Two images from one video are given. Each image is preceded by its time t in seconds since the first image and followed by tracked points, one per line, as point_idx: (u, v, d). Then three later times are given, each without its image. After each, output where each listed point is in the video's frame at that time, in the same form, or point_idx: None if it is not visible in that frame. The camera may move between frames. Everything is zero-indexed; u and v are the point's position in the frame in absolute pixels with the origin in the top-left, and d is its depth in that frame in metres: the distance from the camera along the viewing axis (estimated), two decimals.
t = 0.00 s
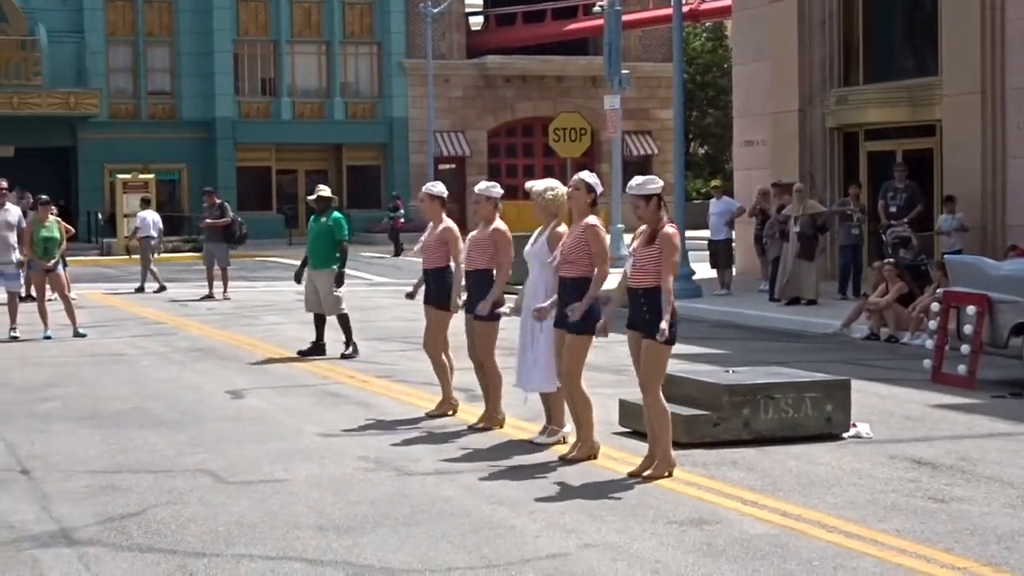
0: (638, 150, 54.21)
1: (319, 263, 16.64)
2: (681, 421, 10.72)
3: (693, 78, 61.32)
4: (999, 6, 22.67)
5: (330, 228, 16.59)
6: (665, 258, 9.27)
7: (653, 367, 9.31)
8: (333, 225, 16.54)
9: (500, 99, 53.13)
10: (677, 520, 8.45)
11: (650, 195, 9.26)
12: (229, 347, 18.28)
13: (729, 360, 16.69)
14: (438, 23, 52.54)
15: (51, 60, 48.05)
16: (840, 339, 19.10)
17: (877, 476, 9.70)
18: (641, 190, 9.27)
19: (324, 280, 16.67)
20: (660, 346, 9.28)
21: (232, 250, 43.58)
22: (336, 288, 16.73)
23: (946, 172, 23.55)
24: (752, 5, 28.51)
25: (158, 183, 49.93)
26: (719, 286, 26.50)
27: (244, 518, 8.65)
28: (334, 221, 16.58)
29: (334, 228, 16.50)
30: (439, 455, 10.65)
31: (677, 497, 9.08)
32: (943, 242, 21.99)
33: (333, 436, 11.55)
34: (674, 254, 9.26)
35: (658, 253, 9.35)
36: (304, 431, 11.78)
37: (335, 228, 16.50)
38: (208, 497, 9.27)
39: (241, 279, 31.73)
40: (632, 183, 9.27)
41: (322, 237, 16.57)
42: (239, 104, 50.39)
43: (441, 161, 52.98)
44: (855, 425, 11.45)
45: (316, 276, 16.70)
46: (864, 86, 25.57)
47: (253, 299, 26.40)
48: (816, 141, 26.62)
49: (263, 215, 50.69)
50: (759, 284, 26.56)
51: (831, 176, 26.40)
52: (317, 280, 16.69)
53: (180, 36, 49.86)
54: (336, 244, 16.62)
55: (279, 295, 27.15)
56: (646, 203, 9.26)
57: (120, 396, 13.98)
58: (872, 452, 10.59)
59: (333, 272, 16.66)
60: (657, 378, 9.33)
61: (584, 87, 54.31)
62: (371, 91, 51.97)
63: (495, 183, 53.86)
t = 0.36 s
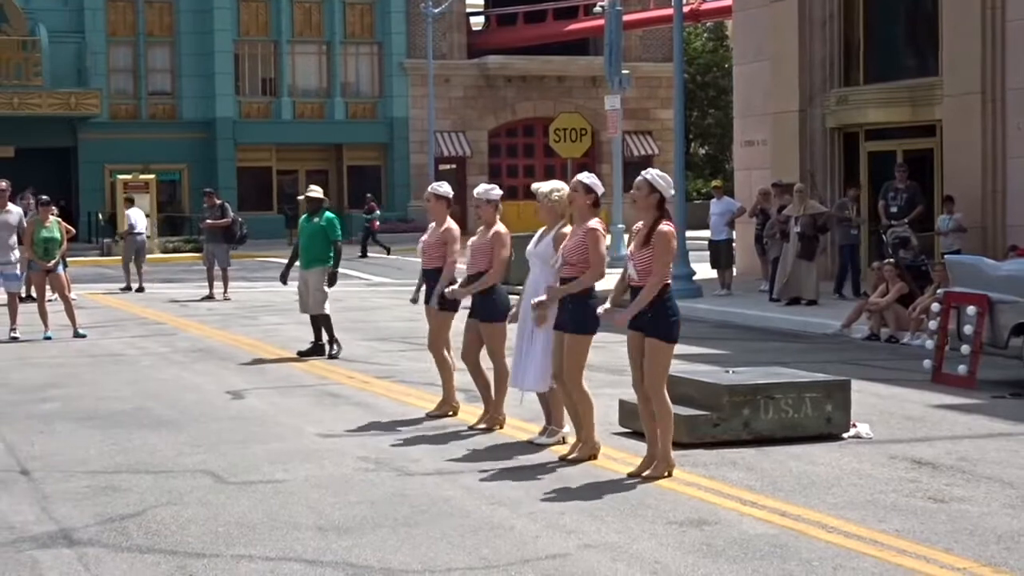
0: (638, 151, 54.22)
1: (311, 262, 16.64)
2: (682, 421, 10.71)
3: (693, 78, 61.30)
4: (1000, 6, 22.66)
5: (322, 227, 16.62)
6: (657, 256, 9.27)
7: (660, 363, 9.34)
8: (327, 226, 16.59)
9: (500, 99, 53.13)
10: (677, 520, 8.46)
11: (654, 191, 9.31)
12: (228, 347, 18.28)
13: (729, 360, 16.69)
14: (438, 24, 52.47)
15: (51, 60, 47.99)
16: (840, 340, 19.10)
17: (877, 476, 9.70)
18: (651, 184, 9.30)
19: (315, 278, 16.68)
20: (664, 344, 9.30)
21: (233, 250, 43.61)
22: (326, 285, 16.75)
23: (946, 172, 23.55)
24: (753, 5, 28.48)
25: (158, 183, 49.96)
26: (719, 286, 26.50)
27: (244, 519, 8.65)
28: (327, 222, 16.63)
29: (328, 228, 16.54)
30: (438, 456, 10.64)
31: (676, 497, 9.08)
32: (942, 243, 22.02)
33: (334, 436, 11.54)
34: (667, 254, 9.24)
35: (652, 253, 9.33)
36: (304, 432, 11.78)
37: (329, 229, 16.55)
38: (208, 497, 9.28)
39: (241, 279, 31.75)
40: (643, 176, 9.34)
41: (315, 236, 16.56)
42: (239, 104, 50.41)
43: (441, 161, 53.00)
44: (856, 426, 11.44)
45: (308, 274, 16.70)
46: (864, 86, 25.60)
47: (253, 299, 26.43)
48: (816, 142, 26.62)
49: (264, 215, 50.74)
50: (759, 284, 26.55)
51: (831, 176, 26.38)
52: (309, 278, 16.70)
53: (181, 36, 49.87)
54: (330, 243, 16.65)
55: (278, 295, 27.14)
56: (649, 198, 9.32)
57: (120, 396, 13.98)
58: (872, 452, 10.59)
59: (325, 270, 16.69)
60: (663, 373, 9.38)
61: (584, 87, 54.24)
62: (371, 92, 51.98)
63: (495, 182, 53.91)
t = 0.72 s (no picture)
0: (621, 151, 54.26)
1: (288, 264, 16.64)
2: (664, 422, 10.72)
3: (676, 78, 61.38)
4: (981, 6, 22.71)
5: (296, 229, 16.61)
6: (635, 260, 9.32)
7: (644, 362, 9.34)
8: (300, 227, 16.55)
9: (483, 100, 53.13)
10: (660, 521, 8.46)
11: (628, 194, 9.39)
12: (211, 350, 18.25)
13: (712, 360, 16.72)
14: (421, 25, 52.43)
15: (31, 62, 47.81)
16: (823, 339, 19.14)
17: (859, 476, 9.72)
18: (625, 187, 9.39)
19: (292, 280, 16.68)
20: (651, 343, 9.32)
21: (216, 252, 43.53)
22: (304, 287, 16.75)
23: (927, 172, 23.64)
24: (735, 5, 28.52)
25: (141, 186, 49.83)
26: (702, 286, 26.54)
27: (227, 522, 8.63)
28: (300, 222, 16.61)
29: (301, 230, 16.52)
30: (421, 458, 10.63)
31: (659, 497, 9.10)
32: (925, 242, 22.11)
33: (317, 438, 11.53)
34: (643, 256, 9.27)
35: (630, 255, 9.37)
36: (287, 434, 11.77)
37: (302, 230, 16.52)
38: (190, 500, 9.27)
39: (224, 281, 31.71)
40: (618, 179, 9.42)
41: (289, 238, 16.57)
42: (221, 106, 50.33)
43: (425, 162, 53.01)
44: (838, 426, 11.46)
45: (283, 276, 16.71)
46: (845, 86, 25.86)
47: (237, 301, 26.40)
48: (798, 140, 26.68)
49: (247, 218, 50.68)
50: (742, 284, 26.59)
51: (813, 176, 26.46)
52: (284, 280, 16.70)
53: (162, 38, 49.79)
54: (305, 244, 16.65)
55: (261, 297, 27.10)
56: (623, 200, 9.41)
57: (102, 399, 13.96)
58: (855, 452, 10.61)
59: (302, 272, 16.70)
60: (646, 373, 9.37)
61: (567, 88, 54.23)
62: (354, 93, 51.98)
63: (478, 184, 53.92)
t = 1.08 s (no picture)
0: (609, 154, 54.27)
1: (267, 268, 16.65)
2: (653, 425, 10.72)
3: (664, 80, 61.46)
4: (967, 8, 22.78)
5: (275, 234, 16.69)
6: (626, 262, 9.34)
7: (634, 363, 9.38)
8: (279, 230, 16.62)
9: (471, 103, 53.14)
10: (647, 523, 8.46)
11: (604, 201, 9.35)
12: (198, 353, 18.21)
13: (700, 362, 16.73)
14: (408, 27, 52.42)
15: (17, 64, 47.64)
16: (811, 341, 19.15)
17: (847, 478, 9.73)
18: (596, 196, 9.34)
19: (268, 285, 16.67)
20: (642, 343, 9.36)
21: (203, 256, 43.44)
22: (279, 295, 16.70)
23: (914, 174, 23.68)
24: (723, 8, 28.54)
25: (128, 189, 49.70)
26: (690, 289, 26.55)
27: (214, 525, 8.62)
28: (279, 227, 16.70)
29: (278, 232, 16.59)
30: (408, 460, 10.63)
31: (646, 500, 9.09)
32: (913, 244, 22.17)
33: (303, 442, 11.51)
34: (641, 253, 9.31)
35: (625, 255, 9.38)
36: (275, 437, 11.75)
37: (279, 234, 16.59)
38: (177, 503, 9.25)
39: (212, 284, 31.65)
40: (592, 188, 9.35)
41: (267, 241, 16.65)
42: (209, 109, 50.24)
43: (413, 165, 52.96)
44: (825, 427, 11.48)
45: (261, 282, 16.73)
46: (832, 88, 25.85)
47: (225, 304, 26.34)
48: (785, 140, 26.71)
49: (235, 220, 50.58)
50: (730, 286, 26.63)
51: (801, 178, 26.47)
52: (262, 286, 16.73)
53: (149, 41, 49.77)
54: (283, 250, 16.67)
55: (248, 301, 27.05)
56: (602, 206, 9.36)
57: (89, 403, 13.93)
58: (843, 453, 10.63)
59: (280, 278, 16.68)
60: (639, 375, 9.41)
61: (555, 91, 54.24)
62: (341, 95, 51.92)
63: (467, 186, 53.87)
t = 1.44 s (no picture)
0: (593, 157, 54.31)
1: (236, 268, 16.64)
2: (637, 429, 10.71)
3: (648, 84, 61.57)
4: (951, 13, 22.84)
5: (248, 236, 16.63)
6: (613, 268, 9.34)
7: (629, 371, 9.40)
8: (248, 233, 16.51)
9: (455, 106, 53.14)
10: (631, 526, 8.46)
11: (610, 207, 9.46)
12: (182, 356, 18.18)
13: (684, 366, 16.75)
14: (393, 31, 52.41)
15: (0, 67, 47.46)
16: (795, 345, 19.19)
17: (830, 481, 9.75)
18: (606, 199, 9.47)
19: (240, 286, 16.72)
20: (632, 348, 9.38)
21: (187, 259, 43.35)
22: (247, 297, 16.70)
23: (898, 178, 23.72)
24: (707, 12, 28.60)
25: (112, 192, 49.55)
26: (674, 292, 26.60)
27: (197, 528, 8.59)
28: (254, 229, 16.57)
29: (247, 237, 16.51)
30: (392, 463, 10.62)
31: (631, 502, 9.09)
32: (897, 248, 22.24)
33: (286, 445, 11.49)
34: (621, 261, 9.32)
35: (606, 262, 9.40)
36: (258, 440, 11.74)
37: (249, 237, 16.50)
38: (160, 506, 9.23)
39: (195, 287, 31.58)
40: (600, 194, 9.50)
41: (240, 243, 16.64)
42: (193, 112, 50.14)
43: (396, 168, 52.93)
44: (809, 431, 11.50)
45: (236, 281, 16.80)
46: (816, 93, 25.83)
47: (209, 307, 26.29)
48: (769, 144, 26.74)
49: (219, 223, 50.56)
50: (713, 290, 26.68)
51: (785, 181, 26.50)
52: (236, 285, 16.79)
53: (133, 43, 49.70)
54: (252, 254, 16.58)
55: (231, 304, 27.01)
56: (602, 210, 9.45)
57: (72, 405, 13.89)
58: (826, 457, 10.65)
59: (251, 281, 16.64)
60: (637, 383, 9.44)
61: (539, 94, 54.24)
62: (325, 99, 51.88)
63: (450, 190, 53.85)
